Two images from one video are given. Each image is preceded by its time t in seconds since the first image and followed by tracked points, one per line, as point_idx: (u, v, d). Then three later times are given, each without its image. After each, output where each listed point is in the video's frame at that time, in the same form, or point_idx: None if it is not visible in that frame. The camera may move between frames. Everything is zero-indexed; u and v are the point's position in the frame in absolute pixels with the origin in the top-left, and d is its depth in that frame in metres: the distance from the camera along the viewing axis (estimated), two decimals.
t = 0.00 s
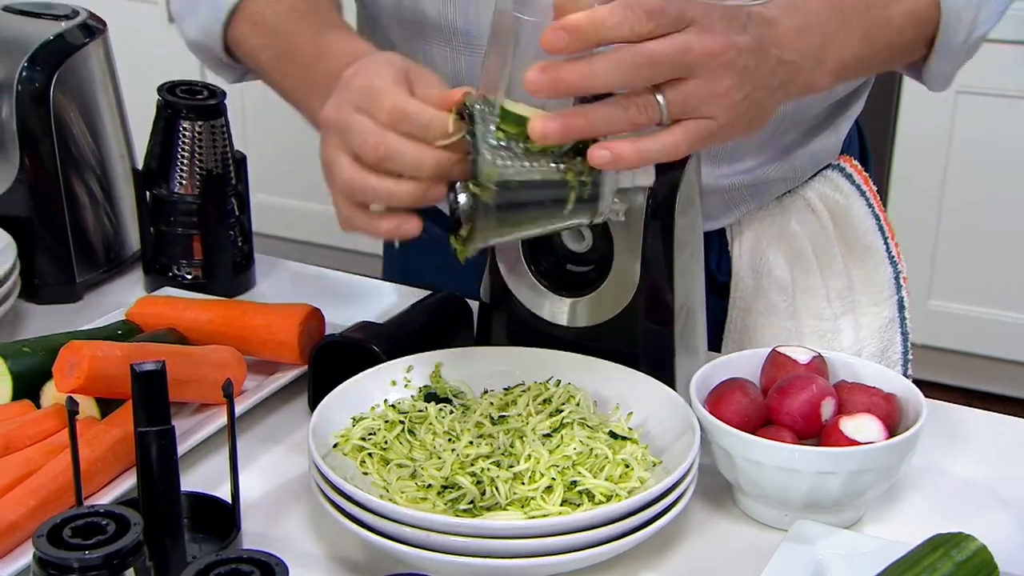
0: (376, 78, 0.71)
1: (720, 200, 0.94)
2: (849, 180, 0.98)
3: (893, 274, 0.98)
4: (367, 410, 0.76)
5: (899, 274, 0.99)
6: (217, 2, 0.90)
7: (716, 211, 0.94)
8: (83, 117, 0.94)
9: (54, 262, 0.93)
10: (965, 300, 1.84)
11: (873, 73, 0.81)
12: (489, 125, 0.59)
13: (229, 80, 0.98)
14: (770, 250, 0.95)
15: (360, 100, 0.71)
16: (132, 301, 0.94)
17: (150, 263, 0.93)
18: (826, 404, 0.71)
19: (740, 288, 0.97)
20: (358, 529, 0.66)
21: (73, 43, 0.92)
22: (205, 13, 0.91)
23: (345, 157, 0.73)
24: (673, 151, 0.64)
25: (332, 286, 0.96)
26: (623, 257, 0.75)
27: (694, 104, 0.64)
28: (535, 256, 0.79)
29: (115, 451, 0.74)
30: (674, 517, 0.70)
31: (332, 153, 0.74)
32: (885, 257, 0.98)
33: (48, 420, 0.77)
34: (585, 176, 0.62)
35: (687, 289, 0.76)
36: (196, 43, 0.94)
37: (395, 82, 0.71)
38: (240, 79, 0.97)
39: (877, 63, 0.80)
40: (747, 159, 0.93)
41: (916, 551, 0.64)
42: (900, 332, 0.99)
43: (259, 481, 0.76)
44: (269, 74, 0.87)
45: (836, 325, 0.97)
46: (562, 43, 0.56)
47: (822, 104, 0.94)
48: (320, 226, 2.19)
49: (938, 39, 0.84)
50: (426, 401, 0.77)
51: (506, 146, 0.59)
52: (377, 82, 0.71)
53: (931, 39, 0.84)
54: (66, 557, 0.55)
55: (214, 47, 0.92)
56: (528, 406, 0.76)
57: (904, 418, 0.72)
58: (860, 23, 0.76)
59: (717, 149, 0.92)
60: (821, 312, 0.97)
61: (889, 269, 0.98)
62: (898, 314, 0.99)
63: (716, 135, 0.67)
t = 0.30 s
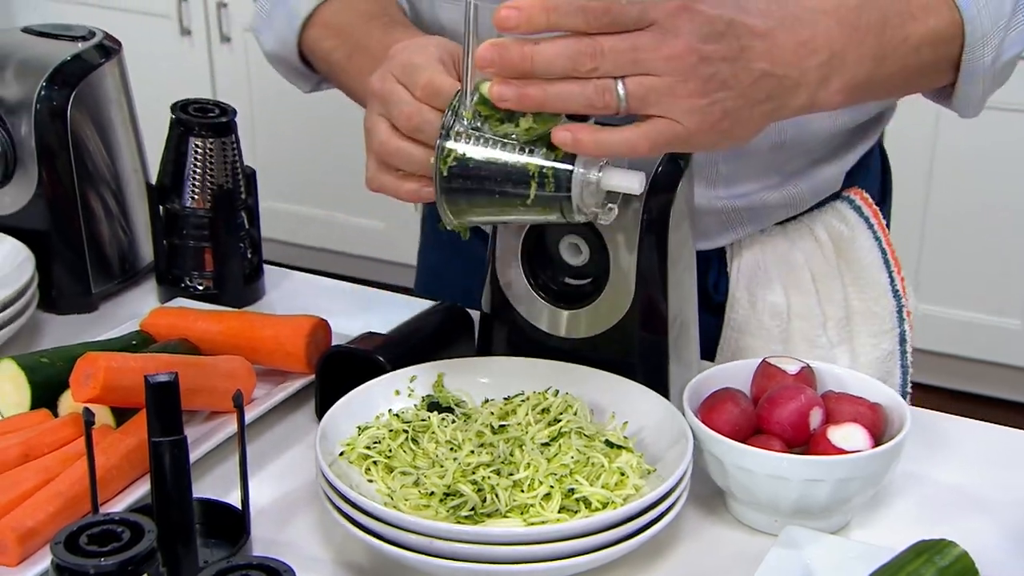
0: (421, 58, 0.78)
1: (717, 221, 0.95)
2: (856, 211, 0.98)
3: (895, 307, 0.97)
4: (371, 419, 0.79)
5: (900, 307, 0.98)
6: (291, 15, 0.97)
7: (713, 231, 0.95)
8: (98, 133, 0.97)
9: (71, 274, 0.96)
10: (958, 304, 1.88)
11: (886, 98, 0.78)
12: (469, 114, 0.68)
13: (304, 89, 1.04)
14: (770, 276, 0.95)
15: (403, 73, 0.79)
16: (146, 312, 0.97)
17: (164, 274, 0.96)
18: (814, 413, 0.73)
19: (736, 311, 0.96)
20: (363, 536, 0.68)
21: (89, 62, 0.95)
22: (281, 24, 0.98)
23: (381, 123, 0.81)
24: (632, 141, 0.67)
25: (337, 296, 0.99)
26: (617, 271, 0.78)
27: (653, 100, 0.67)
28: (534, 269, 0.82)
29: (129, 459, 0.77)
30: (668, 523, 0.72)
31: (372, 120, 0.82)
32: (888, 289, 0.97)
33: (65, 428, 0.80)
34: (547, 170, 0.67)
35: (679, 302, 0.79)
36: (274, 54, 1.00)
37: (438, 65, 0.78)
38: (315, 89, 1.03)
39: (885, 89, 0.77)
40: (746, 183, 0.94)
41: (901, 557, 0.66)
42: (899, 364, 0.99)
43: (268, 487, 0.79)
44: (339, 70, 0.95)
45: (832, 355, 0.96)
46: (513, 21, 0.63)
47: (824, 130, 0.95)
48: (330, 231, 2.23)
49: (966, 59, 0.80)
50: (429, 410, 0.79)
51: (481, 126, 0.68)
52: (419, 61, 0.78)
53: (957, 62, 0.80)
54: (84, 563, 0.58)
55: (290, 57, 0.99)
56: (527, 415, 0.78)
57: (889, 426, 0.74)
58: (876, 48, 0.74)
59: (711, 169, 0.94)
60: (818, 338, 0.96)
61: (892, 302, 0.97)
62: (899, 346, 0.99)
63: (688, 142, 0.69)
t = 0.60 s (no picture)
0: (421, 101, 0.78)
1: (733, 235, 0.95)
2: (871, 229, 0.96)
3: (907, 322, 0.96)
4: (378, 428, 0.82)
5: (913, 322, 0.97)
6: (317, 32, 0.95)
7: (729, 244, 0.95)
8: (115, 149, 1.00)
9: (89, 286, 0.99)
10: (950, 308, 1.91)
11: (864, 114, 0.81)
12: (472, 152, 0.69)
13: (337, 107, 1.03)
14: (783, 288, 0.96)
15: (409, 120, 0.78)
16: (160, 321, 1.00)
17: (177, 285, 0.99)
18: (805, 423, 0.76)
19: (750, 324, 0.97)
20: (370, 542, 0.71)
21: (107, 81, 0.98)
22: (309, 42, 0.96)
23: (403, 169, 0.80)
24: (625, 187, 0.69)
25: (344, 305, 1.02)
26: (615, 284, 0.80)
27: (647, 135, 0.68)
28: (534, 282, 0.84)
29: (145, 466, 0.80)
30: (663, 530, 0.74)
31: (403, 173, 0.80)
32: (899, 305, 0.96)
33: (84, 436, 0.83)
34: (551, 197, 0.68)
35: (675, 314, 0.82)
36: (304, 73, 0.98)
37: (437, 103, 0.78)
38: (347, 107, 1.02)
39: (862, 103, 0.79)
40: (762, 199, 0.94)
41: (888, 563, 0.68)
42: (911, 379, 0.97)
43: (278, 493, 0.82)
44: (363, 91, 0.94)
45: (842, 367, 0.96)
46: (512, 50, 0.62)
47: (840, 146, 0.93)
48: (340, 237, 2.29)
49: (945, 79, 0.82)
50: (433, 420, 0.82)
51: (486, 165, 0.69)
52: (420, 103, 0.78)
53: (935, 81, 0.83)
54: (101, 569, 0.61)
55: (320, 75, 0.98)
56: (528, 424, 0.81)
57: (878, 435, 0.77)
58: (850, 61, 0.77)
59: (727, 184, 0.93)
60: (828, 351, 0.96)
61: (904, 318, 0.96)
62: (910, 361, 0.97)
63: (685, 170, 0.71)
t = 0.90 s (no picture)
0: (430, 142, 0.79)
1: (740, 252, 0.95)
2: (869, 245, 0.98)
3: (903, 334, 0.99)
4: (384, 435, 0.85)
5: (908, 334, 0.99)
6: (332, 72, 0.96)
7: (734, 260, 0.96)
8: (131, 165, 1.03)
9: (105, 296, 1.03)
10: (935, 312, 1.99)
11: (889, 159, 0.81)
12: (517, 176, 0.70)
13: (351, 139, 1.04)
14: (784, 302, 0.97)
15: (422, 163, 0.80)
16: (174, 330, 1.03)
17: (191, 295, 1.02)
18: (796, 431, 0.78)
19: (751, 334, 0.98)
20: (376, 547, 0.73)
21: (123, 99, 1.02)
22: (324, 79, 0.97)
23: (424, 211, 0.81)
24: (676, 242, 0.71)
25: (352, 313, 1.05)
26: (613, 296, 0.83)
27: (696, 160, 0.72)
28: (535, 295, 0.86)
29: (160, 473, 0.83)
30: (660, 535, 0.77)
31: (423, 215, 0.82)
32: (894, 317, 0.99)
33: (101, 444, 0.86)
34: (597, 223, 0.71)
35: (672, 324, 0.85)
36: (319, 108, 0.99)
37: (446, 140, 0.80)
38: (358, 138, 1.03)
39: (894, 149, 0.80)
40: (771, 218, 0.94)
41: (875, 569, 0.70)
42: (906, 389, 1.00)
43: (287, 499, 0.85)
44: (379, 133, 0.95)
45: (841, 376, 0.99)
46: (606, 204, 0.68)
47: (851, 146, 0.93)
48: (352, 244, 2.38)
49: (968, 117, 0.83)
50: (438, 428, 0.85)
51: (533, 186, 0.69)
52: (432, 145, 0.79)
53: (962, 116, 0.83)
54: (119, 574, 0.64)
55: (333, 109, 0.99)
56: (529, 432, 0.83)
57: (866, 443, 0.79)
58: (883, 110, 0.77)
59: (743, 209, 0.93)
60: (826, 361, 0.98)
61: (899, 329, 0.99)
62: (905, 371, 0.99)
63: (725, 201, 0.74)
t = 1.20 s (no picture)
0: (433, 169, 0.83)
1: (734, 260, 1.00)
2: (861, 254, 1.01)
3: (893, 337, 1.01)
4: (390, 441, 0.87)
5: (898, 338, 1.02)
6: (335, 90, 1.00)
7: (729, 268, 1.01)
8: (145, 179, 1.07)
9: (121, 304, 1.06)
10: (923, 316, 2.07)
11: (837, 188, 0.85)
12: (525, 203, 0.73)
13: (352, 154, 1.06)
14: (779, 310, 1.00)
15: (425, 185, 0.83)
16: (187, 338, 1.06)
17: (203, 303, 1.06)
18: (787, 438, 0.81)
19: (749, 337, 1.01)
20: (381, 550, 0.76)
21: (138, 115, 1.06)
22: (327, 97, 1.01)
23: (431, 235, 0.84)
24: (679, 248, 0.75)
25: (359, 321, 1.08)
26: (610, 306, 0.85)
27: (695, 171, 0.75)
28: (535, 304, 0.89)
29: (173, 478, 0.86)
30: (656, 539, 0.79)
31: (431, 239, 0.84)
32: (885, 321, 1.01)
33: (116, 449, 0.88)
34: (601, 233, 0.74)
35: (668, 333, 0.87)
36: (323, 124, 1.03)
37: (450, 165, 0.83)
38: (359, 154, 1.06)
39: (836, 181, 0.83)
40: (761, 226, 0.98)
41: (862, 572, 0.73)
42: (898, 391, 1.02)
43: (296, 502, 0.88)
44: (377, 149, 0.98)
45: (835, 380, 1.00)
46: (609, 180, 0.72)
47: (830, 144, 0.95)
48: (361, 250, 2.46)
49: (912, 148, 0.86)
50: (441, 434, 0.87)
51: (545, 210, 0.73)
52: (436, 170, 0.82)
53: (907, 148, 0.86)
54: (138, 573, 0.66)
55: (336, 126, 1.02)
56: (529, 439, 0.86)
57: (855, 449, 0.82)
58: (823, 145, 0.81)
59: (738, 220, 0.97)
60: (820, 365, 1.00)
61: (890, 333, 1.01)
62: (897, 374, 1.02)
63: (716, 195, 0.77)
